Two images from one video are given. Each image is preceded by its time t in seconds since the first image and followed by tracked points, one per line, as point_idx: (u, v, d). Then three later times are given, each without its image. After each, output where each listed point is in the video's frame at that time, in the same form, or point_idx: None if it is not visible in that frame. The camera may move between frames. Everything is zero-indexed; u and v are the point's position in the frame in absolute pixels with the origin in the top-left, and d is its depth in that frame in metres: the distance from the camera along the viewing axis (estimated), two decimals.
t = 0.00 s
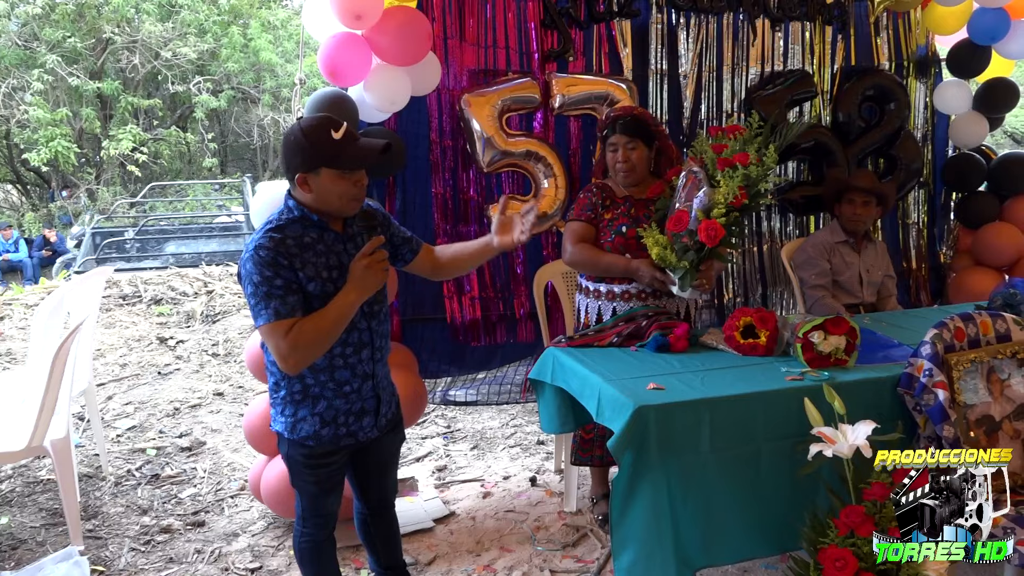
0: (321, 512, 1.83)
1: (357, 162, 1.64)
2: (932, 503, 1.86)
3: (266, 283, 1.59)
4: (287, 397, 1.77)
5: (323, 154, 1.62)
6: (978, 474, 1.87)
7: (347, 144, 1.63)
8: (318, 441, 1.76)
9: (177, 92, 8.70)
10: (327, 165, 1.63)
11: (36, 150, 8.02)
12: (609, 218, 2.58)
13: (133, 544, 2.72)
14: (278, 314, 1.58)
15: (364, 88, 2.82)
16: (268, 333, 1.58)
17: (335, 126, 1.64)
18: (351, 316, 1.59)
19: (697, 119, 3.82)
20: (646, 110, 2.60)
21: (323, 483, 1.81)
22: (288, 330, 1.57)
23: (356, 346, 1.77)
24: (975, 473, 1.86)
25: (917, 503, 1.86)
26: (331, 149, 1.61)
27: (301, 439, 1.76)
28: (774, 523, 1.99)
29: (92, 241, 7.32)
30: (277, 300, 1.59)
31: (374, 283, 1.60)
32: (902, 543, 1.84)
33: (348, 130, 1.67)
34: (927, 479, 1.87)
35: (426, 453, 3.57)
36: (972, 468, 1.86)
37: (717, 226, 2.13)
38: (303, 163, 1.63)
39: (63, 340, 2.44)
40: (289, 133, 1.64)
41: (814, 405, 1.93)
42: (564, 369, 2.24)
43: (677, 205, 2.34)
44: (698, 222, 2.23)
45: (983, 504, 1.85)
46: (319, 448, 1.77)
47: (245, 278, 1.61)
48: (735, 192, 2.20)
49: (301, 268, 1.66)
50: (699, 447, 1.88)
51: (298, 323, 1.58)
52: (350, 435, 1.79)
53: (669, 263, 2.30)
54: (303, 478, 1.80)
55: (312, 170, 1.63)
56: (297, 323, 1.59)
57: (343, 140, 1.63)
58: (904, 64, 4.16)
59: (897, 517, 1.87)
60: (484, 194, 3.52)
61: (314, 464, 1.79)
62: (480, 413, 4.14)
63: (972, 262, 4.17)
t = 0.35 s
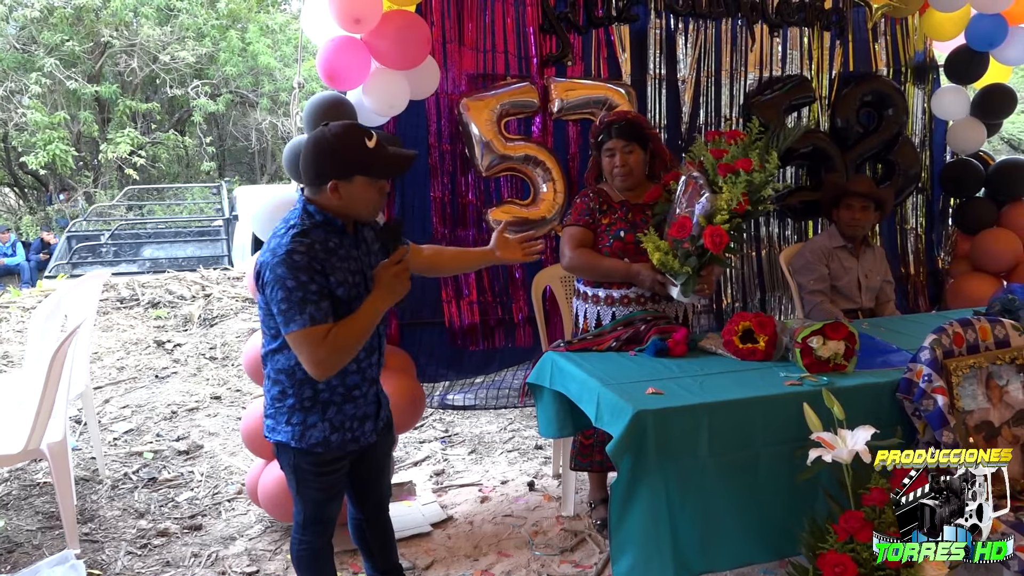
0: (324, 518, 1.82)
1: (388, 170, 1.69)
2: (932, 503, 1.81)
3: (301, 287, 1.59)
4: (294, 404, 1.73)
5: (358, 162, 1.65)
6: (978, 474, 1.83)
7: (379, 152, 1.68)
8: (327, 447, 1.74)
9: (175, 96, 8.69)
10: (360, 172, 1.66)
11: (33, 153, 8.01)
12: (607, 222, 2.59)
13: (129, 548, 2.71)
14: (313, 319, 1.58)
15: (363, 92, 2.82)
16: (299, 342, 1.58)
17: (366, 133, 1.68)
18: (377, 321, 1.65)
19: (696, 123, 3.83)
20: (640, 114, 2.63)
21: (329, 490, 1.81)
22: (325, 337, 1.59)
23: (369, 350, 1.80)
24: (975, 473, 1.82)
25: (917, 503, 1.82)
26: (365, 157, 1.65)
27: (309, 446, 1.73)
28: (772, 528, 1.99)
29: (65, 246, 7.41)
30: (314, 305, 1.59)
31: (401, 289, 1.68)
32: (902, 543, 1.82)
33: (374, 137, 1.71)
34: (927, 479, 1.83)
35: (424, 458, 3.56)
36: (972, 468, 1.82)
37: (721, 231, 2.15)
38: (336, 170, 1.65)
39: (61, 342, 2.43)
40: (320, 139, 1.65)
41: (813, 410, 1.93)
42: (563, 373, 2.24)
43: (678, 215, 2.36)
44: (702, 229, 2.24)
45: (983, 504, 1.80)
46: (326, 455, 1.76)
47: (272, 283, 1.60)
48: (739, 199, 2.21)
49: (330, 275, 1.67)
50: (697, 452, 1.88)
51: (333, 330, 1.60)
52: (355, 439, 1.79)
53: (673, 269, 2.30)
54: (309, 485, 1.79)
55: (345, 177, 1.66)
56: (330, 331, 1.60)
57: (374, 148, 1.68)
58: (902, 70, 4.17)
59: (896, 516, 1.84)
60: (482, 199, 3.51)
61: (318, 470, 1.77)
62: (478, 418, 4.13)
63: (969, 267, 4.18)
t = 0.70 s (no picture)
0: (344, 512, 1.83)
1: (394, 147, 1.74)
2: (932, 503, 1.83)
3: (342, 275, 1.61)
4: (332, 396, 1.74)
5: (367, 143, 1.69)
6: (977, 474, 1.85)
7: (383, 131, 1.72)
8: (365, 435, 1.76)
9: (179, 92, 8.68)
10: (370, 153, 1.71)
11: (37, 147, 8.02)
12: (613, 222, 2.57)
13: (131, 542, 2.70)
14: (359, 304, 1.60)
15: (368, 88, 2.80)
16: (348, 330, 1.59)
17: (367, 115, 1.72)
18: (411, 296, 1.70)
19: (701, 123, 3.81)
20: (644, 112, 2.62)
21: (355, 484, 1.83)
22: (372, 320, 1.61)
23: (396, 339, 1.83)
24: (975, 473, 1.84)
25: (917, 503, 1.84)
26: (373, 138, 1.70)
27: (349, 436, 1.75)
28: (775, 528, 1.98)
29: (45, 245, 7.38)
30: (355, 293, 1.60)
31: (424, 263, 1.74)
32: (902, 543, 1.81)
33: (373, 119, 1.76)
34: (927, 479, 1.84)
35: (426, 455, 3.56)
36: (972, 468, 1.84)
37: (745, 232, 2.13)
38: (348, 152, 1.69)
39: (63, 337, 2.42)
40: (325, 127, 1.68)
41: (817, 411, 1.92)
42: (566, 372, 2.24)
43: (695, 219, 2.30)
44: (721, 231, 2.21)
45: (983, 504, 1.83)
46: (355, 448, 1.78)
47: (311, 275, 1.61)
48: (761, 199, 2.21)
49: (363, 260, 1.68)
50: (701, 452, 1.87)
51: (377, 312, 1.62)
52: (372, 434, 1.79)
53: (689, 269, 2.29)
54: (336, 479, 1.80)
55: (357, 158, 1.69)
56: (375, 314, 1.62)
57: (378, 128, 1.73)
58: (908, 71, 4.16)
59: (896, 516, 1.84)
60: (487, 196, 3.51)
61: (345, 463, 1.79)
62: (480, 416, 4.12)
63: (974, 270, 4.17)
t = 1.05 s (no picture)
0: (371, 503, 1.85)
1: (436, 147, 1.78)
2: (932, 503, 1.80)
3: (390, 259, 1.64)
4: (374, 381, 1.76)
5: (413, 141, 1.73)
6: (978, 473, 1.82)
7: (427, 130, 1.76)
8: (404, 420, 1.79)
9: (187, 88, 8.71)
10: (414, 151, 1.74)
11: (46, 142, 8.04)
12: (624, 224, 2.56)
13: (137, 537, 2.71)
14: (407, 288, 1.64)
15: (378, 87, 2.80)
16: (394, 314, 1.63)
17: (414, 113, 1.75)
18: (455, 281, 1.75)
19: (710, 124, 3.81)
20: (651, 115, 2.63)
21: (388, 474, 1.85)
22: (420, 304, 1.66)
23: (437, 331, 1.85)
24: (975, 473, 1.82)
25: (917, 503, 1.81)
26: (418, 136, 1.74)
27: (389, 419, 1.78)
28: (781, 532, 1.98)
29: (40, 234, 7.14)
30: (403, 276, 1.64)
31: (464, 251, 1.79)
32: (902, 543, 1.80)
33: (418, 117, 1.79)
34: (927, 479, 1.81)
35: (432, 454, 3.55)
36: (972, 468, 1.82)
37: (769, 225, 2.17)
38: (393, 149, 1.72)
39: (72, 332, 2.44)
40: (374, 120, 1.71)
41: (824, 414, 1.92)
42: (573, 372, 2.24)
43: (713, 217, 2.30)
44: (742, 226, 2.24)
45: (984, 504, 1.82)
46: (392, 436, 1.81)
47: (360, 260, 1.64)
48: (781, 192, 2.27)
49: (408, 246, 1.73)
50: (708, 454, 1.87)
51: (423, 296, 1.67)
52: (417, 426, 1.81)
53: (710, 266, 2.32)
54: (370, 469, 1.82)
55: (400, 155, 1.73)
56: (423, 299, 1.67)
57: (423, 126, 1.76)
58: (919, 75, 4.14)
59: (897, 516, 1.82)
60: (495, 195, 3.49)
61: (379, 452, 1.81)
62: (485, 415, 4.12)
63: (982, 275, 4.16)
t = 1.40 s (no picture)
0: (390, 498, 1.85)
1: (479, 155, 1.78)
2: (933, 503, 1.81)
3: (422, 258, 1.65)
4: (396, 374, 1.76)
5: (455, 147, 1.74)
6: (978, 474, 1.83)
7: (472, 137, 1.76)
8: (424, 412, 1.80)
9: (192, 89, 8.74)
10: (455, 156, 1.75)
11: (51, 143, 8.05)
12: (628, 226, 2.55)
13: (141, 537, 2.72)
14: (435, 287, 1.64)
15: (383, 87, 2.80)
16: (421, 312, 1.63)
17: (460, 119, 1.76)
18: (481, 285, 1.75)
19: (714, 124, 3.80)
20: (653, 117, 2.63)
21: (409, 466, 1.85)
22: (446, 303, 1.66)
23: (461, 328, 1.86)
24: (975, 473, 1.82)
25: (917, 503, 1.81)
26: (461, 143, 1.74)
27: (409, 412, 1.78)
28: (784, 534, 1.98)
29: (31, 235, 7.06)
30: (432, 275, 1.65)
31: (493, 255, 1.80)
32: (902, 543, 1.80)
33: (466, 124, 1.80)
34: (927, 479, 1.81)
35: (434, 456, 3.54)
36: (972, 468, 1.83)
37: (773, 222, 2.17)
38: (435, 152, 1.73)
39: (77, 332, 2.45)
40: (419, 123, 1.72)
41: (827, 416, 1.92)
42: (576, 373, 2.24)
43: (717, 216, 2.30)
44: (747, 225, 2.24)
45: (983, 504, 1.82)
46: (413, 429, 1.81)
47: (392, 257, 1.65)
48: (786, 190, 2.29)
49: (441, 246, 1.73)
50: (711, 456, 1.87)
51: (449, 297, 1.68)
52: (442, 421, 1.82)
53: (715, 266, 2.31)
54: (391, 461, 1.82)
55: (441, 159, 1.73)
56: (449, 299, 1.67)
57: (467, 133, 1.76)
58: (923, 78, 4.14)
59: (897, 517, 1.82)
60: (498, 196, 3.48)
61: (400, 445, 1.81)
62: (489, 416, 4.12)
63: (986, 278, 4.15)
